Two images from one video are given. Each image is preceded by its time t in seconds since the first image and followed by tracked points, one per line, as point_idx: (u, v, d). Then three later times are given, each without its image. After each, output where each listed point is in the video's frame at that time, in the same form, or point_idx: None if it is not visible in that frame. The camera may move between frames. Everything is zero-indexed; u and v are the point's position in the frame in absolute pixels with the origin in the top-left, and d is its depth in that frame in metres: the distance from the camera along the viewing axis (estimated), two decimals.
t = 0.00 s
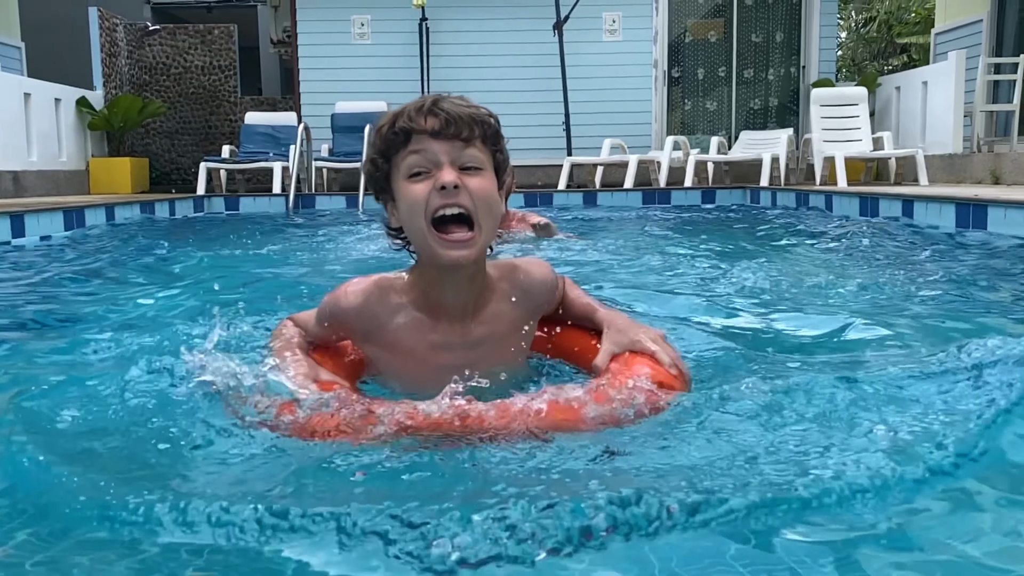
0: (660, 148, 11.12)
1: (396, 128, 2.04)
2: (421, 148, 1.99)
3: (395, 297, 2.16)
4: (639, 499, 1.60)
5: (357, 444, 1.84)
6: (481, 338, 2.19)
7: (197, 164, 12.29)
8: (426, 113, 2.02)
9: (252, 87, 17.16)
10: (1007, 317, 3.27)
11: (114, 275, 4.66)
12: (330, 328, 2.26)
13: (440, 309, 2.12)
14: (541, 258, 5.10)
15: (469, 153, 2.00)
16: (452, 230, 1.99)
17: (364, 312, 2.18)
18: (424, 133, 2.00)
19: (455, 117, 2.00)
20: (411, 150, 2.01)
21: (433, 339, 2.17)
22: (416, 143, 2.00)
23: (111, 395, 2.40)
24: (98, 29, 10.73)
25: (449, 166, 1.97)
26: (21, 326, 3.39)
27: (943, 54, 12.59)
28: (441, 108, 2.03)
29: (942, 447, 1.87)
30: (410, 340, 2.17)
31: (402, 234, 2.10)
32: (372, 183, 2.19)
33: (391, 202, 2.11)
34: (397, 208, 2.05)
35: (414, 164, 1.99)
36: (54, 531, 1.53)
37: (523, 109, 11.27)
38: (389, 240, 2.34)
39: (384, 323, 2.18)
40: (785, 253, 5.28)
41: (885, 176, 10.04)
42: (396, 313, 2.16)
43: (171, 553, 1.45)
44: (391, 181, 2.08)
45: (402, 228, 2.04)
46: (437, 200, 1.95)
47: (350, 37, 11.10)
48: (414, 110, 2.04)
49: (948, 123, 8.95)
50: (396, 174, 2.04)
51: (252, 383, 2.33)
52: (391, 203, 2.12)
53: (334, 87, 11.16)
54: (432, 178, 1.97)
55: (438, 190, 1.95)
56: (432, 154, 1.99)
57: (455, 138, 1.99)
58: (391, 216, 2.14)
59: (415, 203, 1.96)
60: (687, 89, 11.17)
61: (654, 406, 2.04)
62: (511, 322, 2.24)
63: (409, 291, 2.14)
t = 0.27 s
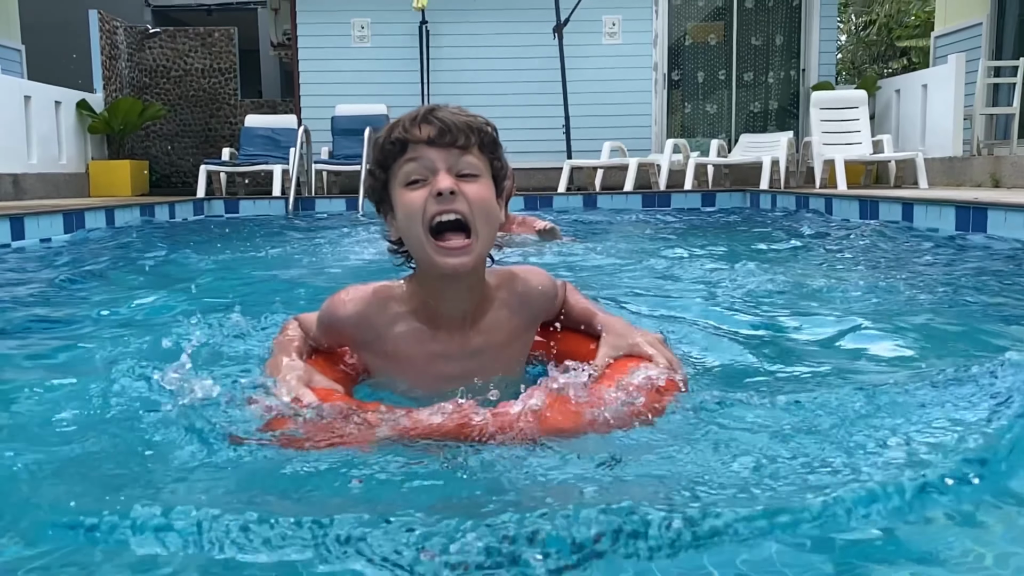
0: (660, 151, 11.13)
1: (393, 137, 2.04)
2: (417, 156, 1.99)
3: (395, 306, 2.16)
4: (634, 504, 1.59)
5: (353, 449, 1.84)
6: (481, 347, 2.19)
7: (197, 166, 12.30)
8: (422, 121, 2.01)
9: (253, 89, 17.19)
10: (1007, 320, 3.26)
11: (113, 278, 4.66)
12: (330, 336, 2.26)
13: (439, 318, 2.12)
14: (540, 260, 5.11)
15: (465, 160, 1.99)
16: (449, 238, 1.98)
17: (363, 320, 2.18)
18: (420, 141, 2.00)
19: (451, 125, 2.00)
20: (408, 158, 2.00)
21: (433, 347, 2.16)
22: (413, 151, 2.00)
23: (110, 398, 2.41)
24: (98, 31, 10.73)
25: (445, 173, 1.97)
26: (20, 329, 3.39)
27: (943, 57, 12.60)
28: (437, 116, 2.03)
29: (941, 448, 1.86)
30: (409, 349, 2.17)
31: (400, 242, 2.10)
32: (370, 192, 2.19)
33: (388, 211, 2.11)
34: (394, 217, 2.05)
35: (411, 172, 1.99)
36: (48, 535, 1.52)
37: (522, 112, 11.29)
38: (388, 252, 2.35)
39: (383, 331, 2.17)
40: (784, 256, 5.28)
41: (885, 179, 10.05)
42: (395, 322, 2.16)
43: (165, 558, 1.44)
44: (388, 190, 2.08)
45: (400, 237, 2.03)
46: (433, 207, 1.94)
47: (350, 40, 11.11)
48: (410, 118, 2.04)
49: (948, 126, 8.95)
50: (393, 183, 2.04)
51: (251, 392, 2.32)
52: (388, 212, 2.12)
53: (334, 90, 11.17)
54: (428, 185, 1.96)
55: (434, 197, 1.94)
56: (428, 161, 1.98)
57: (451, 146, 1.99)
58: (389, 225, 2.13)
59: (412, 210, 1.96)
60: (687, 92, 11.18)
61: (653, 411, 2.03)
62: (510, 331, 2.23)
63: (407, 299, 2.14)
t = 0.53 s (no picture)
0: (660, 152, 11.13)
1: (392, 141, 2.04)
2: (415, 160, 1.99)
3: (394, 310, 2.16)
4: (634, 509, 1.58)
5: (352, 453, 1.83)
6: (480, 353, 2.19)
7: (197, 167, 12.30)
8: (421, 126, 2.02)
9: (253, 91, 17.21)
10: (1007, 322, 3.26)
11: (113, 279, 4.65)
12: (329, 341, 2.26)
13: (437, 324, 2.12)
14: (540, 261, 5.10)
15: (464, 164, 1.99)
16: (447, 242, 1.98)
17: (362, 324, 2.18)
18: (419, 145, 2.00)
19: (450, 129, 2.00)
20: (407, 162, 2.00)
21: (432, 351, 2.16)
22: (412, 155, 2.00)
23: (108, 399, 2.40)
24: (99, 32, 10.73)
25: (444, 177, 1.97)
26: (19, 330, 3.38)
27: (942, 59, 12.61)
28: (437, 120, 2.03)
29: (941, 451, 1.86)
30: (408, 355, 2.17)
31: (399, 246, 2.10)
32: (369, 197, 2.19)
33: (387, 215, 2.11)
34: (393, 221, 2.05)
35: (410, 176, 1.99)
36: (42, 538, 1.50)
37: (522, 114, 11.29)
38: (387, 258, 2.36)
39: (383, 335, 2.18)
40: (784, 257, 5.28)
41: (885, 180, 10.06)
42: (393, 328, 2.17)
43: (158, 561, 1.42)
44: (387, 195, 2.08)
45: (399, 241, 2.03)
46: (432, 210, 1.94)
47: (350, 41, 11.11)
48: (409, 123, 2.04)
49: (948, 127, 8.96)
50: (393, 187, 2.04)
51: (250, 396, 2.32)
52: (387, 216, 2.12)
53: (334, 92, 11.17)
54: (427, 189, 1.96)
55: (432, 200, 1.94)
56: (427, 165, 1.98)
57: (450, 150, 1.99)
58: (388, 230, 2.13)
59: (410, 214, 1.96)
60: (687, 93, 11.18)
61: (653, 413, 2.02)
62: (510, 336, 2.23)
63: (407, 303, 2.14)
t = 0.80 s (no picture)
0: (660, 154, 11.14)
1: (392, 145, 2.04)
2: (414, 163, 1.99)
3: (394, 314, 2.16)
4: (632, 514, 1.57)
5: (350, 454, 1.83)
6: (479, 358, 2.18)
7: (197, 169, 12.31)
8: (420, 130, 2.02)
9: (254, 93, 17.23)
10: (1007, 326, 3.25)
11: (113, 280, 4.65)
12: (329, 345, 2.26)
13: (436, 328, 2.12)
14: (540, 264, 5.10)
15: (463, 167, 1.99)
16: (446, 245, 1.98)
17: (362, 328, 2.18)
18: (418, 148, 2.00)
19: (448, 133, 2.00)
20: (406, 166, 2.00)
21: (432, 356, 2.16)
22: (411, 158, 2.00)
23: (106, 401, 2.39)
24: (99, 34, 10.74)
25: (442, 180, 1.97)
26: (18, 332, 3.38)
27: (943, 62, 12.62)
28: (436, 124, 2.03)
29: (941, 456, 1.85)
30: (407, 359, 2.17)
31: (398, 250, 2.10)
32: (369, 202, 2.19)
33: (387, 219, 2.11)
34: (392, 225, 2.05)
35: (409, 179, 1.99)
36: (36, 540, 1.50)
37: (523, 116, 11.30)
38: (386, 261, 2.36)
39: (382, 339, 2.18)
40: (784, 260, 5.28)
41: (885, 183, 10.07)
42: (392, 332, 2.17)
43: (154, 564, 1.41)
44: (386, 199, 2.08)
45: (397, 245, 2.03)
46: (430, 213, 1.94)
47: (350, 43, 11.12)
48: (408, 127, 2.04)
49: (948, 130, 8.96)
50: (391, 191, 2.04)
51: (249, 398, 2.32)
52: (386, 220, 2.12)
53: (334, 93, 11.17)
54: (426, 192, 1.96)
55: (431, 203, 1.94)
56: (426, 168, 1.98)
57: (449, 153, 1.99)
58: (387, 234, 2.13)
59: (409, 217, 1.96)
60: (687, 96, 11.19)
61: (652, 416, 2.01)
62: (510, 341, 2.23)
63: (406, 308, 2.14)
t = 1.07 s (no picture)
0: (660, 156, 11.15)
1: (391, 145, 2.04)
2: (413, 163, 1.99)
3: (393, 315, 2.16)
4: (632, 515, 1.57)
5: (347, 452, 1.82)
6: (479, 359, 2.18)
7: (198, 169, 12.32)
8: (419, 130, 2.02)
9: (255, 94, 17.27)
10: (1007, 327, 3.25)
11: (113, 280, 4.65)
12: (328, 346, 2.26)
13: (435, 329, 2.12)
14: (539, 264, 5.11)
15: (462, 168, 1.99)
16: (445, 246, 1.98)
17: (361, 328, 2.19)
18: (417, 148, 2.00)
19: (448, 134, 2.00)
20: (404, 166, 2.01)
21: (432, 356, 2.16)
22: (410, 158, 2.00)
23: (108, 399, 2.40)
24: (100, 35, 10.75)
25: (441, 180, 1.97)
26: (19, 331, 3.38)
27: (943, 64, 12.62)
28: (435, 124, 2.04)
29: (940, 459, 1.85)
30: (407, 360, 2.17)
31: (396, 250, 2.10)
32: (368, 202, 2.19)
33: (385, 220, 2.11)
34: (391, 225, 2.05)
35: (408, 180, 1.99)
36: (36, 537, 1.50)
37: (523, 117, 11.31)
38: (386, 262, 2.36)
39: (382, 339, 2.18)
40: (785, 261, 5.26)
41: (885, 184, 10.07)
42: (391, 332, 2.17)
43: (152, 563, 1.41)
44: (385, 199, 2.08)
45: (397, 246, 2.04)
46: (428, 213, 1.94)
47: (350, 43, 11.12)
48: (408, 127, 2.05)
49: (948, 131, 8.96)
50: (391, 191, 2.04)
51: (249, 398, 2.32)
52: (386, 222, 2.12)
53: (335, 94, 11.17)
54: (425, 192, 1.96)
55: (429, 203, 1.94)
56: (424, 168, 1.98)
57: (448, 154, 1.99)
58: (386, 235, 2.14)
59: (407, 217, 1.95)
60: (687, 97, 11.21)
61: (654, 418, 2.01)
62: (510, 342, 2.23)
63: (406, 308, 2.14)
